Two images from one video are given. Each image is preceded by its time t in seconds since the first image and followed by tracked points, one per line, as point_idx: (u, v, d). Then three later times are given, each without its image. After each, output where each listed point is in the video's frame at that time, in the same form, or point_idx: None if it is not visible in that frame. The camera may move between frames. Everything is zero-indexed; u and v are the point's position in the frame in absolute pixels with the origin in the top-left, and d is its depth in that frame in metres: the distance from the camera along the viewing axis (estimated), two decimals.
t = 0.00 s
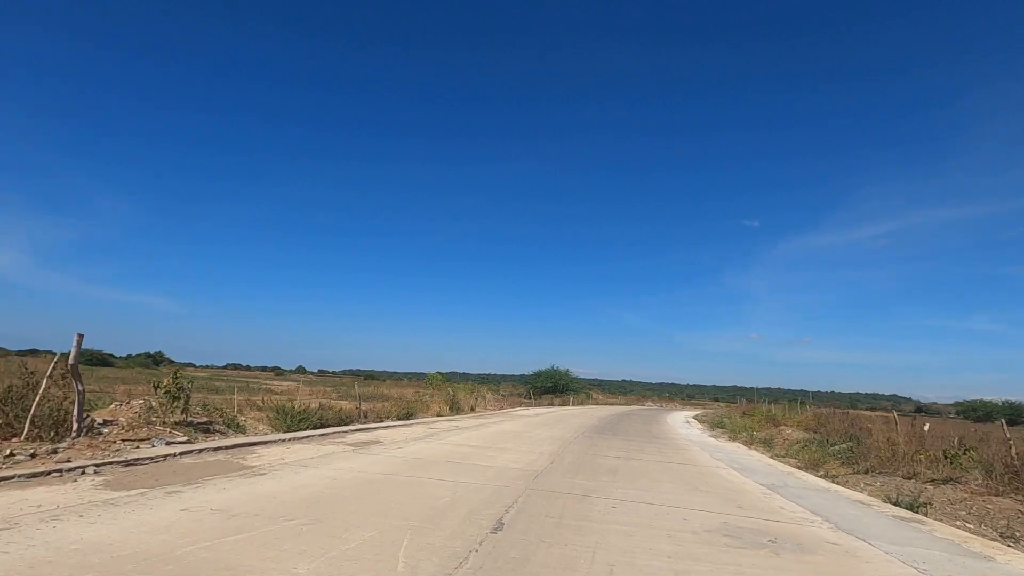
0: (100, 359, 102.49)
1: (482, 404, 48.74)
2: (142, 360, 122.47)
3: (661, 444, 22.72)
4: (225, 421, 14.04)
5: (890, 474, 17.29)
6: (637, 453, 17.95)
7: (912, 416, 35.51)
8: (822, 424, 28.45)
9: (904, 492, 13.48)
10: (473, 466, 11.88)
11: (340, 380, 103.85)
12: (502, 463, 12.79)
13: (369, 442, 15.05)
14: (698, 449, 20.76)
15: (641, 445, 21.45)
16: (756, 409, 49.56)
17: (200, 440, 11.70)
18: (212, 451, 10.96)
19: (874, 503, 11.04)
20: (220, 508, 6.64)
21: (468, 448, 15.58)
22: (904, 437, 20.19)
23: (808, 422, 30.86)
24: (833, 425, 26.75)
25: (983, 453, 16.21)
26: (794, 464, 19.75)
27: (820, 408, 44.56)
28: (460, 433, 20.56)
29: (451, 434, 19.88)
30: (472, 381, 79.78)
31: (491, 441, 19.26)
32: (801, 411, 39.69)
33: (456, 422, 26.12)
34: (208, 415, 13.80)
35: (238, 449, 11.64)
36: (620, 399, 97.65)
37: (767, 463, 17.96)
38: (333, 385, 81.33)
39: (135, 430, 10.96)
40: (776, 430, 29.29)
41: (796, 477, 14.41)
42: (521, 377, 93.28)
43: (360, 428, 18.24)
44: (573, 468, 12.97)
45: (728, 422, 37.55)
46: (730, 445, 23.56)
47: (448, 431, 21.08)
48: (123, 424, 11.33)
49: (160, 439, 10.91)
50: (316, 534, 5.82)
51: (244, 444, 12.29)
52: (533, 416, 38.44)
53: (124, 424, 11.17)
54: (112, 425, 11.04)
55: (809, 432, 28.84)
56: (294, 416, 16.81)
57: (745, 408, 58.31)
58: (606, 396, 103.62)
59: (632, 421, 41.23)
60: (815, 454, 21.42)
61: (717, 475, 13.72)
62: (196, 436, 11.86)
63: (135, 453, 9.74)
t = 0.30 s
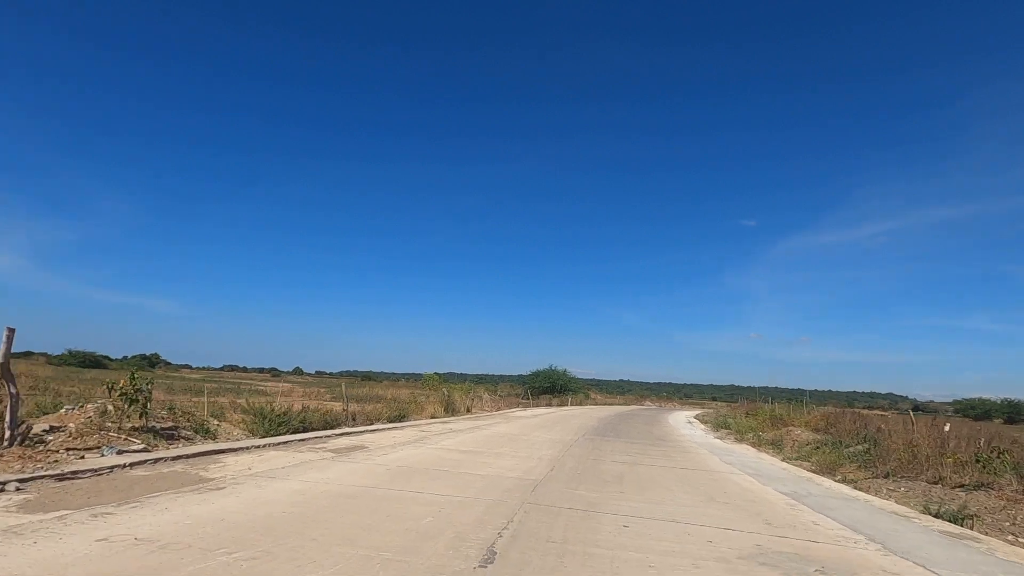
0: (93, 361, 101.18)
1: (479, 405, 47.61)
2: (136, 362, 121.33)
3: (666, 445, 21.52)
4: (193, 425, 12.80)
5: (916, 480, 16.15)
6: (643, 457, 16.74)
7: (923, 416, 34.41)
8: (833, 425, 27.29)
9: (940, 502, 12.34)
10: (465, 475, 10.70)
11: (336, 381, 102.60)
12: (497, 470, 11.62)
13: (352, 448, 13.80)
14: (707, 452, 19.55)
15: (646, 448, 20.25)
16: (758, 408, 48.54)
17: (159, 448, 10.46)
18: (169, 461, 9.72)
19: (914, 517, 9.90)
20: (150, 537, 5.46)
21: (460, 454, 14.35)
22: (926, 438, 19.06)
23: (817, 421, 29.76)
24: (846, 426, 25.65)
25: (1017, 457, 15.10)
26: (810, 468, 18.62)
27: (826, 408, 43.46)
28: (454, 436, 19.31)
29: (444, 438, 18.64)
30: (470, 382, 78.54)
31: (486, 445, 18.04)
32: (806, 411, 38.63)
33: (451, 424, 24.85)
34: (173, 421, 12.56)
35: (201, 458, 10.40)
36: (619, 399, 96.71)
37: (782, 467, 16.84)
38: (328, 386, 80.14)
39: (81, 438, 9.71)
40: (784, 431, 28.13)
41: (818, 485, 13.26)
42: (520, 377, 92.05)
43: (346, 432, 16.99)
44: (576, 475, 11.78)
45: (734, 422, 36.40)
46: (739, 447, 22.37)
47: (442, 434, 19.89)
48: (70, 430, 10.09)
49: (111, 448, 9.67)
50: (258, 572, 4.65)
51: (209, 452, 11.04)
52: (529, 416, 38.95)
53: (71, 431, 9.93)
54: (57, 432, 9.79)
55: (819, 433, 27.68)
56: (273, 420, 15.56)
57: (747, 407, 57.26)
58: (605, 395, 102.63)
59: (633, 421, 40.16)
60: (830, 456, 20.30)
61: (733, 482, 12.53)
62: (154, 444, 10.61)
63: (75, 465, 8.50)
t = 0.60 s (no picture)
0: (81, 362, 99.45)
1: (474, 405, 46.45)
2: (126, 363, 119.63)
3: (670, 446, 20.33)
4: (151, 431, 11.53)
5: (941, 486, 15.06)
6: (648, 461, 15.52)
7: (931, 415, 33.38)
8: (842, 426, 26.14)
9: (978, 513, 11.24)
10: (452, 487, 9.53)
11: (329, 381, 101.25)
12: (488, 480, 10.44)
13: (329, 454, 12.58)
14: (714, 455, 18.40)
15: (650, 449, 19.05)
16: (758, 408, 47.56)
17: (103, 457, 9.19)
18: (110, 475, 8.47)
19: (961, 535, 8.78)
20: None
21: (449, 460, 13.14)
22: (947, 439, 17.97)
23: (824, 421, 28.71)
24: (856, 426, 24.58)
25: None
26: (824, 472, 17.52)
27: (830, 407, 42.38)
28: (444, 439, 18.07)
29: (433, 441, 17.40)
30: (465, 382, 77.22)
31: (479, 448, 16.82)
32: (809, 410, 37.62)
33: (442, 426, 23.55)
34: (128, 427, 11.28)
35: (151, 470, 9.16)
36: (616, 399, 95.72)
37: (797, 471, 15.71)
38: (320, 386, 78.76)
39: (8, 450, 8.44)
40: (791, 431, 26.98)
41: (841, 494, 12.14)
42: (516, 376, 90.80)
43: (327, 437, 15.72)
44: (578, 485, 10.62)
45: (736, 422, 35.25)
46: (746, 449, 21.21)
47: (431, 438, 18.68)
48: None
49: (42, 459, 8.41)
50: None
51: (163, 463, 9.78)
52: (525, 417, 38.18)
53: None
54: None
55: (828, 434, 26.53)
56: (244, 424, 14.26)
57: (746, 407, 56.27)
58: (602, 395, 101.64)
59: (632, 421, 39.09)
60: (843, 459, 19.20)
61: (749, 491, 11.36)
62: (98, 453, 9.33)
63: None
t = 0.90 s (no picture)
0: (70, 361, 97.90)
1: (468, 405, 45.26)
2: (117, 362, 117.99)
3: (672, 449, 19.07)
4: (94, 435, 10.25)
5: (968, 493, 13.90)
6: (650, 466, 14.25)
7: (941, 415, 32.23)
8: (851, 427, 24.94)
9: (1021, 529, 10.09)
10: (430, 501, 8.32)
11: (322, 381, 99.88)
12: (472, 492, 9.23)
13: (298, 461, 11.28)
14: (721, 459, 17.15)
15: (651, 452, 17.80)
16: (759, 407, 46.50)
17: (23, 469, 7.92)
18: (25, 490, 7.20)
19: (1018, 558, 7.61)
20: None
21: (432, 467, 11.86)
22: (969, 441, 16.81)
23: (831, 422, 27.57)
24: (866, 427, 23.43)
25: None
26: (838, 476, 16.34)
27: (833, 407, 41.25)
28: (430, 443, 16.78)
29: (418, 445, 16.12)
30: (459, 381, 75.98)
31: (467, 452, 15.54)
32: (813, 410, 36.52)
33: (431, 428, 22.25)
34: (67, 433, 10.01)
35: (79, 483, 7.89)
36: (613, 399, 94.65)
37: (811, 477, 14.52)
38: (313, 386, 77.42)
39: None
40: (797, 432, 25.79)
41: (866, 505, 10.96)
42: (511, 375, 89.55)
43: (300, 441, 14.42)
44: (574, 498, 9.36)
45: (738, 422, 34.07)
46: (752, 452, 19.99)
47: (417, 440, 17.43)
48: None
49: None
50: None
51: (99, 473, 8.52)
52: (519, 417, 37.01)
53: None
54: None
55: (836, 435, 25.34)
56: (207, 428, 12.97)
57: (746, 406, 55.20)
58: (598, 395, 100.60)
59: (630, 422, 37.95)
60: (856, 462, 18.05)
61: (766, 503, 10.11)
62: (19, 464, 8.07)
63: None
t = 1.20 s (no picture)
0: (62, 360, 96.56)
1: (464, 406, 44.11)
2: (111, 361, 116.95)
3: (676, 452, 17.87)
4: (25, 440, 9.04)
5: (1002, 502, 12.70)
6: (654, 472, 13.04)
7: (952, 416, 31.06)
8: (863, 429, 23.73)
9: None
10: (400, 516, 7.16)
11: (318, 380, 98.64)
12: (453, 505, 8.05)
13: (261, 467, 10.06)
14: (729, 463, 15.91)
15: (654, 455, 16.59)
16: (762, 408, 45.38)
17: None
18: None
19: None
20: None
21: (412, 474, 10.63)
22: (997, 443, 15.59)
23: (840, 423, 26.38)
24: (878, 429, 22.24)
25: None
26: (856, 482, 15.14)
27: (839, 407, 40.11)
28: (416, 445, 15.56)
29: (402, 447, 14.92)
30: (456, 380, 74.83)
31: (455, 455, 14.32)
32: (819, 411, 35.34)
33: (420, 429, 21.02)
34: None
35: None
36: (612, 399, 93.45)
37: (828, 483, 13.34)
38: (307, 385, 76.23)
39: None
40: (806, 434, 24.57)
41: (896, 517, 9.79)
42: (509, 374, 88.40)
43: (272, 445, 13.21)
44: (570, 513, 8.13)
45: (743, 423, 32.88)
46: (761, 456, 18.78)
47: (403, 443, 16.22)
48: None
49: None
50: None
51: (16, 485, 7.33)
52: (516, 417, 35.93)
53: None
54: None
55: (847, 438, 24.12)
56: (165, 430, 11.76)
57: (748, 406, 54.06)
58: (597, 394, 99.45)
59: (630, 422, 36.81)
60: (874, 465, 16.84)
61: (789, 518, 8.89)
62: None
63: None
